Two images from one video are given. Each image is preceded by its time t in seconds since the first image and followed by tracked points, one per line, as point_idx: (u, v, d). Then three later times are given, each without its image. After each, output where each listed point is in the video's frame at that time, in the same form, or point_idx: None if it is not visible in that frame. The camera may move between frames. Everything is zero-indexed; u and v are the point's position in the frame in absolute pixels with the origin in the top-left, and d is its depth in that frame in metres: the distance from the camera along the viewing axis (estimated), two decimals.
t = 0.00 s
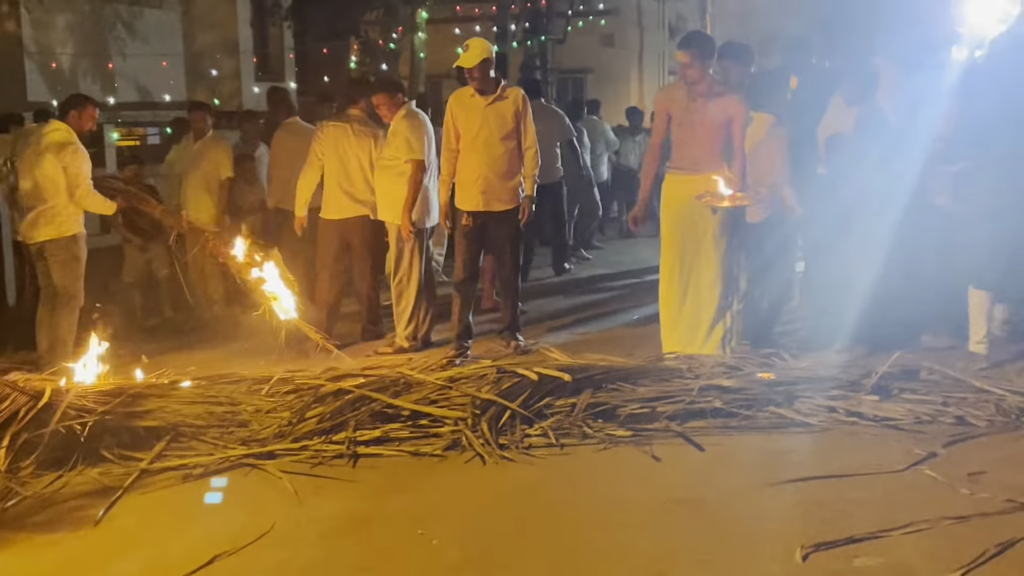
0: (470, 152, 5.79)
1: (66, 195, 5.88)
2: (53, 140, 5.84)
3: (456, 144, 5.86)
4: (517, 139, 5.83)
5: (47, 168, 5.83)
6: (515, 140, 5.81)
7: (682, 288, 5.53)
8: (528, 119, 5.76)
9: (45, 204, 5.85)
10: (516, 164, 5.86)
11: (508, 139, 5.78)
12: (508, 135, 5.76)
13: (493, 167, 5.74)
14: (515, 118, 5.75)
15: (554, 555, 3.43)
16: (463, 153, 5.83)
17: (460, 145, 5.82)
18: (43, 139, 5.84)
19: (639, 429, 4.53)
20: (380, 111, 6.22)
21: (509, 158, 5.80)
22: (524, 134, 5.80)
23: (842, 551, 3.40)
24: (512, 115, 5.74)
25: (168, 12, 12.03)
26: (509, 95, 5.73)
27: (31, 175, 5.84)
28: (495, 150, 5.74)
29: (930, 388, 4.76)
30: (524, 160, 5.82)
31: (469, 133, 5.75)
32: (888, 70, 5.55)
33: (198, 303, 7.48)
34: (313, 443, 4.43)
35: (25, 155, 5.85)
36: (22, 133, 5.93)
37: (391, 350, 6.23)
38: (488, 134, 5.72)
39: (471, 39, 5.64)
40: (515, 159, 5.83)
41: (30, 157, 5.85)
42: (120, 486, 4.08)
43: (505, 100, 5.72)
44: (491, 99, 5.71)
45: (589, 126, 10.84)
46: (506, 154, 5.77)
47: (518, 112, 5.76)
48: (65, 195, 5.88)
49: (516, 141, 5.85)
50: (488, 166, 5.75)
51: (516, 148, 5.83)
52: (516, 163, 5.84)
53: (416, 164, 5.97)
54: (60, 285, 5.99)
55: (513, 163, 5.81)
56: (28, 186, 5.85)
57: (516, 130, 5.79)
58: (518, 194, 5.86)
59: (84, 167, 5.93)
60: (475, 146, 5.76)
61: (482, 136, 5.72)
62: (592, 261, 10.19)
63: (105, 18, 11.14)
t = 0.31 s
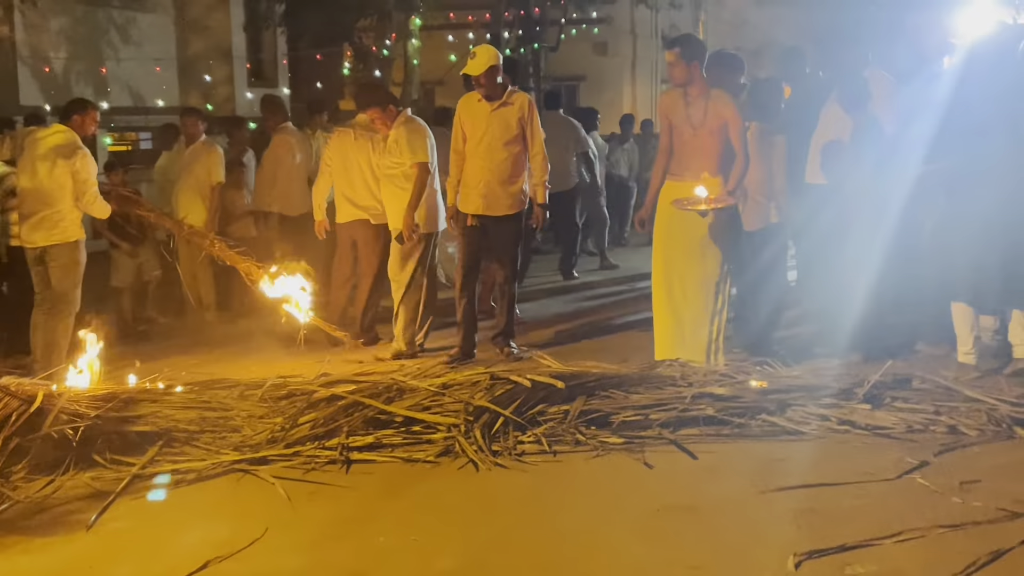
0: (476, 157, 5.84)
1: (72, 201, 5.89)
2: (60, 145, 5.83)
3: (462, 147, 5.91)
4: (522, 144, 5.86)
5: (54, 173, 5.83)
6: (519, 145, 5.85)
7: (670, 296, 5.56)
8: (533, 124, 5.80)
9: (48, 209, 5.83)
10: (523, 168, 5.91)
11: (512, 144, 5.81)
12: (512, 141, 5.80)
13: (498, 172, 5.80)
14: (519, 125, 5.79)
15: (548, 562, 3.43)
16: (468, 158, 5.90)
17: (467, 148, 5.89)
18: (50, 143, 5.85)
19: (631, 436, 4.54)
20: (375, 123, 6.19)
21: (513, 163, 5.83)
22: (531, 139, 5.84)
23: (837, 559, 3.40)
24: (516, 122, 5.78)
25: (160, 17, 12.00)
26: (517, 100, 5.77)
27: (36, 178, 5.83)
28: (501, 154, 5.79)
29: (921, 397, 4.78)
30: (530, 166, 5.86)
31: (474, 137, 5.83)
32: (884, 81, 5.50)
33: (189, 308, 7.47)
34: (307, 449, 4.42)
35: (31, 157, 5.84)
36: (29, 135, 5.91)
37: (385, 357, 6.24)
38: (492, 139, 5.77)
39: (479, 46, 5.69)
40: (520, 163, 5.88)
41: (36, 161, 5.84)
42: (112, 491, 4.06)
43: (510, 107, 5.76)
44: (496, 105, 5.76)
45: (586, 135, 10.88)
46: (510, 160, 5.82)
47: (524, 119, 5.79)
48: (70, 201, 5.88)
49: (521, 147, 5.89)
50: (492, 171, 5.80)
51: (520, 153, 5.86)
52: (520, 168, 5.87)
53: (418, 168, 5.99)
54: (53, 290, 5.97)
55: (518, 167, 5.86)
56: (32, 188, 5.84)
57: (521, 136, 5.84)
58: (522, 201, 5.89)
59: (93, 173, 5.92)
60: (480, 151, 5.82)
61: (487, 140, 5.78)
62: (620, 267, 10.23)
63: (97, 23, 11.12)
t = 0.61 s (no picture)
0: (481, 163, 5.93)
1: (79, 204, 5.94)
2: (66, 149, 5.86)
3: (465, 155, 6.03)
4: (523, 150, 5.91)
5: (60, 177, 5.88)
6: (520, 151, 5.90)
7: (663, 293, 5.60)
8: (532, 131, 5.83)
9: (54, 211, 5.86)
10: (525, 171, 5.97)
11: (512, 150, 5.87)
12: (512, 147, 5.86)
13: (501, 177, 5.87)
14: (518, 131, 5.85)
15: (545, 567, 3.45)
16: (473, 165, 5.98)
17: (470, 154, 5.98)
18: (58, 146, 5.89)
19: (632, 443, 4.56)
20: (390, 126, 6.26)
21: (514, 168, 5.89)
22: (530, 144, 5.87)
23: (838, 567, 3.42)
24: (515, 128, 5.84)
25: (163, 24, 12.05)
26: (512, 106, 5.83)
27: (43, 180, 5.87)
28: (502, 160, 5.87)
29: (922, 407, 4.81)
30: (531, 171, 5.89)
31: (477, 144, 5.92)
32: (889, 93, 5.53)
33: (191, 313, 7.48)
34: (309, 455, 4.43)
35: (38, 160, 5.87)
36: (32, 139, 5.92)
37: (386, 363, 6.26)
38: (495, 145, 5.86)
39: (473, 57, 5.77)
40: (522, 167, 5.94)
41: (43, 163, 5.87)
42: (116, 494, 4.08)
43: (508, 113, 5.83)
44: (496, 111, 5.85)
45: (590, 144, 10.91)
46: (511, 165, 5.88)
47: (523, 125, 5.84)
48: (76, 204, 5.93)
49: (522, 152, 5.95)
50: (496, 177, 5.88)
51: (521, 159, 5.91)
52: (523, 173, 5.93)
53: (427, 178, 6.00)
54: (56, 293, 5.98)
55: (521, 172, 5.92)
56: (38, 191, 5.87)
57: (521, 142, 5.88)
58: (527, 204, 5.93)
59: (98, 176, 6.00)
60: (483, 159, 5.91)
61: (491, 146, 5.87)
62: (621, 276, 10.23)
63: (101, 29, 11.17)
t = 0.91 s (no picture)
0: (484, 172, 5.94)
1: (85, 210, 5.95)
2: (76, 154, 5.89)
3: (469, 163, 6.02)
4: (525, 157, 5.92)
5: (68, 182, 5.89)
6: (521, 157, 5.90)
7: (659, 302, 5.67)
8: (531, 138, 5.86)
9: (60, 216, 5.85)
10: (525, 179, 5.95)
11: (513, 158, 5.88)
12: (512, 155, 5.87)
13: (503, 186, 5.88)
14: (518, 138, 5.86)
15: (547, 574, 3.46)
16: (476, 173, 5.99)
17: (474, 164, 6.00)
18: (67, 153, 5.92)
19: (636, 452, 4.55)
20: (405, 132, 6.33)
21: (516, 175, 5.90)
22: (529, 150, 5.88)
23: None
24: (515, 135, 5.85)
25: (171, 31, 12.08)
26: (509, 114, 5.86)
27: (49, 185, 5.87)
28: (503, 170, 5.88)
29: (927, 419, 4.81)
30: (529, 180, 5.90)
31: (479, 153, 5.94)
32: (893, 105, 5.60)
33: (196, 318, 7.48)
34: (313, 462, 4.43)
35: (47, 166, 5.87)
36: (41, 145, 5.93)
37: (392, 371, 6.27)
38: (496, 155, 5.88)
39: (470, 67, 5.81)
40: (525, 174, 5.94)
41: (51, 169, 5.88)
42: (121, 499, 4.08)
43: (506, 121, 5.85)
44: (495, 120, 5.87)
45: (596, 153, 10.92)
46: (512, 173, 5.89)
47: (521, 132, 5.86)
48: (81, 210, 5.93)
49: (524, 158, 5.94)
50: (497, 186, 5.89)
51: (523, 165, 5.91)
52: (526, 179, 5.94)
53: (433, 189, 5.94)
54: (62, 298, 5.98)
55: (524, 180, 5.93)
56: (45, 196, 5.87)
57: (521, 148, 5.89)
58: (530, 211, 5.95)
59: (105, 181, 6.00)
60: (486, 167, 5.92)
61: (493, 155, 5.88)
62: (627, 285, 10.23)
63: (110, 34, 11.20)
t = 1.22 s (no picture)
0: (503, 179, 5.94)
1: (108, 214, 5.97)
2: (95, 159, 5.93)
3: (488, 171, 6.02)
4: (545, 166, 5.92)
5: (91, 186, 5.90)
6: (541, 165, 5.91)
7: (660, 309, 5.68)
8: (552, 147, 5.87)
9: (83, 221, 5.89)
10: (546, 187, 5.96)
11: (533, 167, 5.89)
12: (532, 163, 5.87)
13: (522, 194, 5.88)
14: (538, 146, 5.87)
15: None
16: (495, 183, 5.99)
17: (493, 172, 6.00)
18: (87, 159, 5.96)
19: (646, 461, 4.55)
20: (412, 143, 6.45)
21: (535, 184, 5.90)
22: (550, 160, 5.89)
23: None
24: (536, 143, 5.86)
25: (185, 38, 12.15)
26: (532, 122, 5.87)
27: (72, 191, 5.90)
28: (523, 178, 5.88)
29: (938, 431, 4.80)
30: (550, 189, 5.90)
31: (500, 161, 5.94)
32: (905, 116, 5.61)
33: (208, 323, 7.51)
34: (324, 467, 4.44)
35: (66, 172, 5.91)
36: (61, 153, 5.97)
37: (404, 378, 6.28)
38: (515, 163, 5.88)
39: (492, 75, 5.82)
40: (545, 182, 5.94)
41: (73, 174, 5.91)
42: (132, 503, 4.09)
43: (528, 130, 5.86)
44: (516, 128, 5.88)
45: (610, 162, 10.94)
46: (533, 181, 5.89)
47: (542, 141, 5.87)
48: (105, 215, 5.95)
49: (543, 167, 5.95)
50: (517, 193, 5.89)
51: (543, 175, 5.92)
52: (545, 189, 5.94)
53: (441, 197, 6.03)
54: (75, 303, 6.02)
55: (543, 188, 5.93)
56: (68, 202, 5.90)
57: (541, 157, 5.90)
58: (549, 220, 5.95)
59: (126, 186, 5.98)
60: (506, 176, 5.93)
61: (512, 163, 5.89)
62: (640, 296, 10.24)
63: (125, 41, 11.27)
